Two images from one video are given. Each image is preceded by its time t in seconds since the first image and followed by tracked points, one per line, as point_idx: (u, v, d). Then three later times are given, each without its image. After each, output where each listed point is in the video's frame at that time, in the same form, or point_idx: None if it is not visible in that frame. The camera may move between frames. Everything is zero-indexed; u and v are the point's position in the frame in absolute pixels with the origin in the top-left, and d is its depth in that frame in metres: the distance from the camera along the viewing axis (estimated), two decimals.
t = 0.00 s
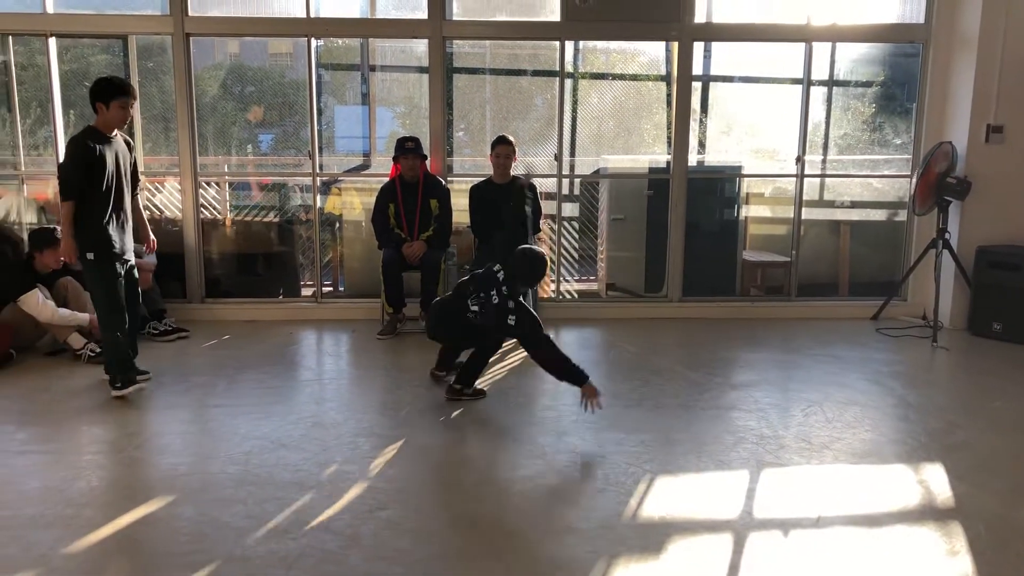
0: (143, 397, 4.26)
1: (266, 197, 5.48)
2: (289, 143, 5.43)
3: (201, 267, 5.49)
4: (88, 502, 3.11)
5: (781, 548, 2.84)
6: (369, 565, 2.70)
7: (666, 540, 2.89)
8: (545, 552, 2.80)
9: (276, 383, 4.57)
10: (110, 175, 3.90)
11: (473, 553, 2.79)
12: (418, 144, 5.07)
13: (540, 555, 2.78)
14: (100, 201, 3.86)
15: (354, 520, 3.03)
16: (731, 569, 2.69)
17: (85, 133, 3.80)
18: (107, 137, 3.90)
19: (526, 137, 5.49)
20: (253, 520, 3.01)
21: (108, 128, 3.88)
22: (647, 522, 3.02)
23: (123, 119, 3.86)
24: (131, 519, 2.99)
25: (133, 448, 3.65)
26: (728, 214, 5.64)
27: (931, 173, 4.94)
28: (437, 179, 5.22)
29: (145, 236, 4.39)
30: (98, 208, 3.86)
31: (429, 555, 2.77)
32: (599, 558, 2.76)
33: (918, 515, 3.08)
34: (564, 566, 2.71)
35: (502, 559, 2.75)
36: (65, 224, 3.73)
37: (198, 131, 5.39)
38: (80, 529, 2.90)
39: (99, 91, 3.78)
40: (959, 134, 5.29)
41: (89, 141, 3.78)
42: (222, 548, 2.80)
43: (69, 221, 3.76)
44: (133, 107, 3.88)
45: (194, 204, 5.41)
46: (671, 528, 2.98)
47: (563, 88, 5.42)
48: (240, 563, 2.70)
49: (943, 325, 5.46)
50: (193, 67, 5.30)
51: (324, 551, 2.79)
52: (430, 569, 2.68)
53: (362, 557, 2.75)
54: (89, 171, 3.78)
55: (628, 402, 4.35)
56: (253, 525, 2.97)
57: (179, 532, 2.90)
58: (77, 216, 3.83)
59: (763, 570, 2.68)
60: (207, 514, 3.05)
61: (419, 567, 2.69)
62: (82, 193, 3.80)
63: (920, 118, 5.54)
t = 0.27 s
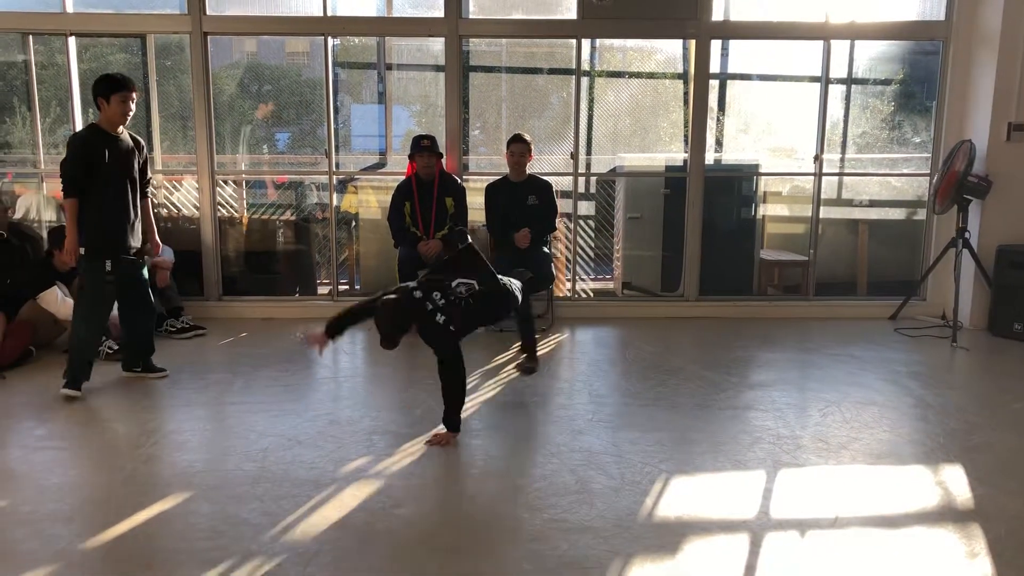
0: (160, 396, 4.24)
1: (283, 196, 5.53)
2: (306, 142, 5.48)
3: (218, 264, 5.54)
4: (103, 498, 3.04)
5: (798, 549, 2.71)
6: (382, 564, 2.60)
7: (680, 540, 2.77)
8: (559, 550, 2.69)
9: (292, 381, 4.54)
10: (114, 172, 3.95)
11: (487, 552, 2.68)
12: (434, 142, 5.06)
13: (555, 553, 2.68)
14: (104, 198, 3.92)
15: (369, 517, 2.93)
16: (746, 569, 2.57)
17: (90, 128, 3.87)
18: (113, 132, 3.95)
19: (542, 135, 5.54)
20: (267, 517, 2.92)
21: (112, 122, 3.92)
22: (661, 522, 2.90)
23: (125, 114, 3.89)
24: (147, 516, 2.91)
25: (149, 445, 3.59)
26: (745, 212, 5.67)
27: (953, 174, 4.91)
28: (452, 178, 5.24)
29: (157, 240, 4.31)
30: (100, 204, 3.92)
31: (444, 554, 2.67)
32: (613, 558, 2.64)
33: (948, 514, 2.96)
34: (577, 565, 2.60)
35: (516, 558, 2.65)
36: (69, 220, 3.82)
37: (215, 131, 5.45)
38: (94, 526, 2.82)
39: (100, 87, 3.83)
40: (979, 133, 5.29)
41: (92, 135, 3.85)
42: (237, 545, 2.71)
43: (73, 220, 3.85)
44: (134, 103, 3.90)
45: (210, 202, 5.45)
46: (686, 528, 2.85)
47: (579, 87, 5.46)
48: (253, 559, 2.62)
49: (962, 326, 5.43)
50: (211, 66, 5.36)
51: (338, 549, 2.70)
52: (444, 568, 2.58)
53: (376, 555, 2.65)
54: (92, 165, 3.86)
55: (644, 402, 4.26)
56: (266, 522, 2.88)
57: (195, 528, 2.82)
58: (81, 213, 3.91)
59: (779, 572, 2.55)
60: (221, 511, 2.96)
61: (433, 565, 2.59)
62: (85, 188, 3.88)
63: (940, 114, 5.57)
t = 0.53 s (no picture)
0: (173, 392, 4.24)
1: (296, 193, 5.58)
2: (320, 139, 5.53)
3: (232, 261, 5.61)
4: (118, 493, 3.04)
5: (813, 548, 2.69)
6: (395, 560, 2.58)
7: (693, 538, 2.74)
8: (570, 548, 2.67)
9: (305, 377, 4.54)
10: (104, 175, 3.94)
11: (498, 549, 2.66)
12: (446, 139, 5.06)
13: (565, 550, 2.66)
14: (95, 200, 3.93)
15: (383, 513, 2.91)
16: (759, 567, 2.55)
17: (79, 130, 3.89)
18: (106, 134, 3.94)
19: (555, 132, 5.57)
20: (280, 513, 2.90)
21: (104, 122, 3.89)
22: (674, 520, 2.88)
23: (112, 108, 3.85)
24: (161, 511, 2.90)
25: (163, 440, 3.59)
26: (759, 210, 5.68)
27: (969, 171, 4.87)
28: (464, 175, 5.26)
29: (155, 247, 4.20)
30: (88, 207, 3.92)
31: (455, 550, 2.65)
32: (625, 556, 2.62)
33: (965, 514, 2.93)
34: (589, 562, 2.58)
35: (527, 555, 2.62)
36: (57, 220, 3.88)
37: (230, 128, 5.51)
38: (109, 521, 2.81)
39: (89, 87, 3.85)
40: (996, 130, 5.27)
41: (79, 137, 3.86)
42: (250, 541, 2.70)
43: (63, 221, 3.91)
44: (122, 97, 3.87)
45: (224, 199, 5.52)
46: (699, 526, 2.83)
47: (592, 84, 5.48)
48: (265, 556, 2.60)
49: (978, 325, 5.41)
50: (226, 63, 5.42)
51: (351, 545, 2.68)
52: (454, 564, 2.56)
53: (389, 552, 2.63)
54: (80, 167, 3.88)
55: (656, 400, 4.24)
56: (280, 518, 2.86)
57: (209, 523, 2.81)
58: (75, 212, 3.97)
59: (792, 571, 2.53)
60: (235, 506, 2.95)
61: (444, 563, 2.57)
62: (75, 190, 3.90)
63: (956, 112, 5.54)
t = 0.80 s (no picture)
0: (187, 388, 4.26)
1: (309, 190, 5.62)
2: (333, 137, 5.56)
3: (245, 259, 5.66)
4: (133, 489, 3.05)
5: (826, 546, 2.68)
6: (408, 556, 2.58)
7: (706, 536, 2.74)
8: (582, 545, 2.67)
9: (318, 374, 4.55)
10: (86, 176, 3.83)
11: (511, 546, 2.66)
12: (458, 136, 5.06)
13: (577, 547, 2.66)
14: (81, 202, 3.84)
15: (395, 510, 2.91)
16: (772, 565, 2.55)
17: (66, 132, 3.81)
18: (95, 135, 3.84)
19: (567, 130, 5.59)
20: (293, 509, 2.91)
21: (92, 121, 3.80)
22: (686, 518, 2.87)
23: (96, 107, 3.74)
24: (175, 507, 2.91)
25: (177, 437, 3.60)
26: (771, 208, 5.67)
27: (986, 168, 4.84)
28: (476, 172, 5.26)
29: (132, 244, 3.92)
30: (72, 211, 3.83)
31: (468, 547, 2.65)
32: (637, 553, 2.62)
33: (980, 513, 2.91)
34: (601, 559, 2.58)
35: (540, 552, 2.62)
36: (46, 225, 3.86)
37: (243, 125, 5.54)
38: (124, 516, 2.83)
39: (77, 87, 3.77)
40: (1012, 127, 5.26)
41: (62, 140, 3.78)
42: (264, 536, 2.70)
43: (51, 226, 3.88)
44: (107, 95, 3.75)
45: (237, 197, 5.56)
46: (712, 524, 2.83)
47: (605, 81, 5.49)
48: (279, 552, 2.61)
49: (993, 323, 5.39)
50: (239, 61, 5.45)
51: (364, 541, 2.68)
52: (467, 560, 2.56)
53: (402, 547, 2.64)
54: (63, 171, 3.80)
55: (669, 398, 4.23)
56: (293, 514, 2.87)
57: (223, 519, 2.82)
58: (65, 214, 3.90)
59: (805, 569, 2.53)
60: (249, 502, 2.96)
61: (457, 559, 2.57)
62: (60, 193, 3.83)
63: (972, 108, 5.53)
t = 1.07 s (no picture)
0: (195, 388, 4.27)
1: (317, 190, 5.64)
2: (341, 137, 5.58)
3: (254, 259, 5.68)
4: (142, 489, 3.06)
5: (835, 546, 2.67)
6: (416, 555, 2.59)
7: (713, 535, 2.74)
8: (589, 544, 2.67)
9: (326, 373, 4.56)
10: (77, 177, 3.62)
11: (518, 545, 2.66)
12: (466, 136, 5.10)
13: (585, 546, 2.66)
14: (73, 204, 3.64)
15: (403, 509, 2.92)
16: (780, 564, 2.55)
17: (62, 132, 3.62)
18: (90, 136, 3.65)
19: (575, 129, 5.60)
20: (302, 509, 2.92)
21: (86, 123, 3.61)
22: (694, 517, 2.87)
23: (89, 110, 3.55)
24: (184, 506, 2.92)
25: (186, 436, 3.62)
26: (779, 207, 5.66)
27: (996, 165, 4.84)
28: (484, 171, 5.28)
29: (108, 249, 3.62)
30: (67, 214, 3.65)
31: (475, 546, 2.65)
32: (645, 552, 2.62)
33: (990, 512, 2.90)
34: (609, 558, 2.58)
35: (547, 551, 2.62)
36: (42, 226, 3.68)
37: (251, 125, 5.57)
38: (133, 516, 2.84)
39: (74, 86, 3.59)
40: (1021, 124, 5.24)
41: (56, 140, 3.60)
42: (272, 536, 2.71)
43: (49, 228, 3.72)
44: (99, 97, 3.53)
45: (246, 197, 5.59)
46: (720, 523, 2.82)
47: (613, 80, 5.50)
48: (288, 551, 2.61)
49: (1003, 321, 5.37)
50: (247, 62, 5.48)
51: (372, 540, 2.69)
52: (474, 560, 2.57)
53: (409, 547, 2.64)
54: (58, 171, 3.61)
55: (677, 397, 4.23)
56: (302, 514, 2.88)
57: (231, 519, 2.83)
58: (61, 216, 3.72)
59: (813, 568, 2.53)
60: (258, 502, 2.97)
61: (465, 559, 2.57)
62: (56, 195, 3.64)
63: (981, 106, 5.52)
